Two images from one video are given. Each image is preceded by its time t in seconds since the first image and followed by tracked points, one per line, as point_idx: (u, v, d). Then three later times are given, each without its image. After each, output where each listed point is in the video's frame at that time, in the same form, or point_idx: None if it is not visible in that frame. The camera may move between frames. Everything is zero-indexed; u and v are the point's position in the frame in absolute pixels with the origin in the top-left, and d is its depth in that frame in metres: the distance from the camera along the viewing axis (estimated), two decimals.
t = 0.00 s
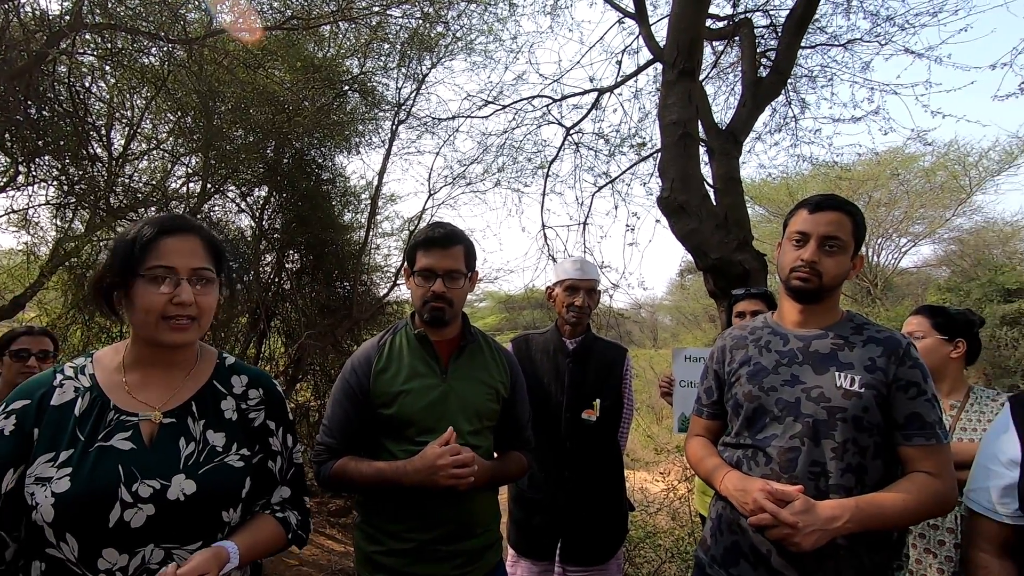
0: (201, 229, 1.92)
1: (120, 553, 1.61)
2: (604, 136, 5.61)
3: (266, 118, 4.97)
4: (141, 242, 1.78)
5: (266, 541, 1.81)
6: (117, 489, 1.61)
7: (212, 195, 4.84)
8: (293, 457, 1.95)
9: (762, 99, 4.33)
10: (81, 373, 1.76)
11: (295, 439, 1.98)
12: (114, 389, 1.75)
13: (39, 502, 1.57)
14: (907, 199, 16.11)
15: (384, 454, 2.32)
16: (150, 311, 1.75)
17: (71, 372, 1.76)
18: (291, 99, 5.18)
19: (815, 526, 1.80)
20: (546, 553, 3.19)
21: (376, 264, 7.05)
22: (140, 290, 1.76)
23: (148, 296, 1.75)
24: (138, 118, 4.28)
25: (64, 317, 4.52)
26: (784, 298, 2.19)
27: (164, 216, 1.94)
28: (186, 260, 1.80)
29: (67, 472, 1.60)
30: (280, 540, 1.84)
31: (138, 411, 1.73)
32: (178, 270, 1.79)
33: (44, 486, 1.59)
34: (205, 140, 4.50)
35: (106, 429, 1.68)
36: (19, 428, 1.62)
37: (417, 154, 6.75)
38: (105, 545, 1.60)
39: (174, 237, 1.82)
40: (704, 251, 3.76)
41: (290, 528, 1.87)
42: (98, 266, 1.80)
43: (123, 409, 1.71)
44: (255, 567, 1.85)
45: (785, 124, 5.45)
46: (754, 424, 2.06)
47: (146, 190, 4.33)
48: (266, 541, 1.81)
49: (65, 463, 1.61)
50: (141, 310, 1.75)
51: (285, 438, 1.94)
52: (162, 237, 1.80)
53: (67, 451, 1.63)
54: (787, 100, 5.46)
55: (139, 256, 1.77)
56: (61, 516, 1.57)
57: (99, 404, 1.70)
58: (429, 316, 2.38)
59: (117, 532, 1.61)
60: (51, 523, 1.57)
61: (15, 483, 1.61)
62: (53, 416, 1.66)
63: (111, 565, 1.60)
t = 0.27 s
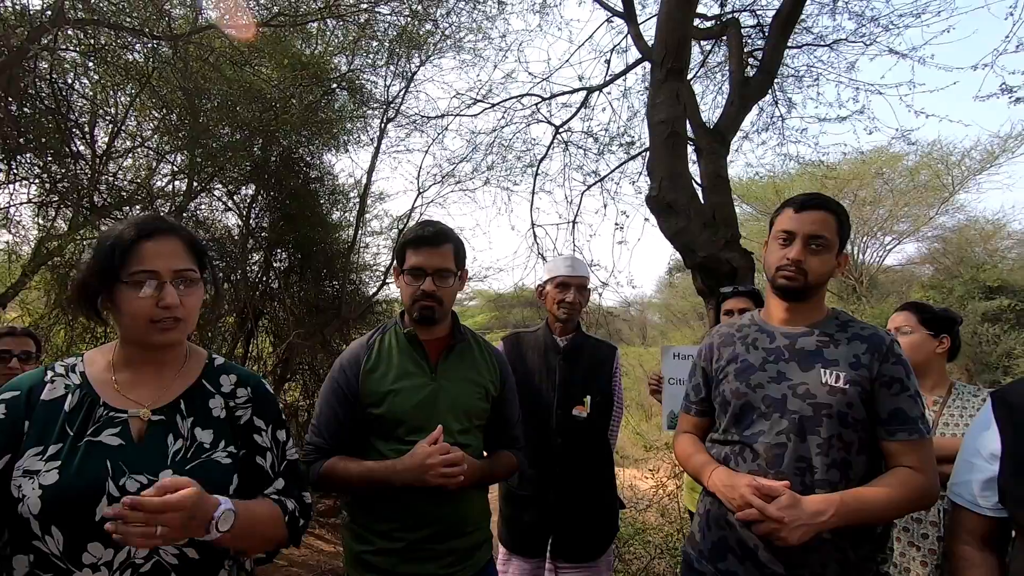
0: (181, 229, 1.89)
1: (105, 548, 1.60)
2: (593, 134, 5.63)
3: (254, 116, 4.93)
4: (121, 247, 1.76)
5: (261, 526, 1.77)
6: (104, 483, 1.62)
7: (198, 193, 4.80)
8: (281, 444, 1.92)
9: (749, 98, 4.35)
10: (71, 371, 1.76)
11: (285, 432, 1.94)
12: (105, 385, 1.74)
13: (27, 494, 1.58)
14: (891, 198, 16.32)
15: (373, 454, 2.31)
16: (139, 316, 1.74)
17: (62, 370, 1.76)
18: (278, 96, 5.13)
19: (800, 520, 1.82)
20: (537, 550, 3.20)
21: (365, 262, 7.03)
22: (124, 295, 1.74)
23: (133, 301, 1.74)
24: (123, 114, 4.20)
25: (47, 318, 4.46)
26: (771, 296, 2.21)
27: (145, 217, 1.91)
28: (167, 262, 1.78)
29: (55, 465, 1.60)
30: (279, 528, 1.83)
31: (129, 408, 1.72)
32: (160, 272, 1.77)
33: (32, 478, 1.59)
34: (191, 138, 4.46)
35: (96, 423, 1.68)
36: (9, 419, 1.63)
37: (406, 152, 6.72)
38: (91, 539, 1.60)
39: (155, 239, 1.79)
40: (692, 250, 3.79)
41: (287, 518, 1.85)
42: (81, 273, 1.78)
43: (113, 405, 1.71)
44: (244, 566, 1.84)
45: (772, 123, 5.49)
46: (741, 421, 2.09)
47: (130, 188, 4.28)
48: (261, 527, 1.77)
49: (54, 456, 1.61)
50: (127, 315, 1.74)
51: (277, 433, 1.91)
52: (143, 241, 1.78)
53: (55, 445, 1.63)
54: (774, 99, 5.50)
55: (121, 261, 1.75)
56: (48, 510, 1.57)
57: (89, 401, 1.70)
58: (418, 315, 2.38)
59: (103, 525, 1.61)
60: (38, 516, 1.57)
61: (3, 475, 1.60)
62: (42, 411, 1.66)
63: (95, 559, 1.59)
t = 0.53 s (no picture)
0: (171, 232, 1.88)
1: (93, 542, 1.60)
2: (584, 134, 5.64)
3: (242, 114, 4.90)
4: (113, 250, 1.74)
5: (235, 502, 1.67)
6: (92, 478, 1.60)
7: (185, 192, 4.76)
8: (259, 434, 1.86)
9: (738, 99, 4.38)
10: (60, 370, 1.76)
11: (266, 427, 1.89)
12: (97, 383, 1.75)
13: (16, 487, 1.57)
14: (878, 198, 16.49)
15: (364, 454, 2.31)
16: (132, 319, 1.73)
17: (51, 369, 1.75)
18: (267, 95, 5.10)
19: (790, 518, 1.84)
20: (528, 548, 3.21)
21: (355, 262, 7.01)
22: (117, 297, 1.73)
23: (125, 305, 1.73)
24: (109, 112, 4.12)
25: (32, 318, 4.40)
26: (759, 295, 2.23)
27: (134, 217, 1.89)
28: (161, 266, 1.77)
29: (45, 460, 1.60)
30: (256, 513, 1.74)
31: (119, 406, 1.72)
32: (154, 276, 1.75)
33: (22, 472, 1.58)
34: (178, 136, 4.42)
35: (84, 420, 1.67)
36: None
37: (396, 151, 6.70)
38: (79, 533, 1.59)
39: (147, 242, 1.78)
40: (681, 249, 3.81)
41: (270, 501, 1.79)
42: (72, 274, 1.76)
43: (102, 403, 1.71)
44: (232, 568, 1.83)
45: (761, 124, 5.54)
46: (730, 420, 2.10)
47: (117, 186, 4.23)
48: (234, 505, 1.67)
49: (42, 450, 1.61)
50: (121, 317, 1.73)
51: (261, 426, 1.87)
52: (135, 244, 1.76)
53: (43, 440, 1.62)
54: (762, 100, 5.54)
55: (113, 264, 1.73)
56: (36, 503, 1.57)
57: (78, 398, 1.70)
58: (408, 315, 2.37)
59: (92, 519, 1.59)
60: (26, 509, 1.56)
61: None
62: (32, 407, 1.67)
63: (83, 553, 1.59)
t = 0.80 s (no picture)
0: (140, 233, 1.85)
1: (72, 540, 1.59)
2: (573, 133, 5.65)
3: (229, 112, 4.85)
4: (75, 255, 1.74)
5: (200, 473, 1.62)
6: (71, 476, 1.59)
7: (171, 190, 4.70)
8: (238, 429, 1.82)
9: (726, 99, 4.41)
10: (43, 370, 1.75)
11: (243, 416, 1.85)
12: (76, 381, 1.74)
13: None
14: (863, 198, 16.67)
15: (352, 454, 2.30)
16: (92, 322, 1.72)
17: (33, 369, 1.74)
18: (254, 93, 5.06)
19: (778, 514, 1.85)
20: (519, 547, 3.21)
21: (344, 261, 6.97)
22: (80, 302, 1.74)
23: (87, 309, 1.73)
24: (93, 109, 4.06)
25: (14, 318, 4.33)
26: (746, 295, 2.25)
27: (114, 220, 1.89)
28: (121, 269, 1.75)
29: (24, 459, 1.59)
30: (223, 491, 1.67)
31: (97, 405, 1.71)
32: (114, 280, 1.74)
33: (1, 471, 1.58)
34: (164, 134, 4.36)
35: (64, 418, 1.66)
36: None
37: (385, 150, 6.67)
38: (58, 531, 1.58)
39: (110, 245, 1.76)
40: (670, 249, 3.83)
41: (244, 479, 1.77)
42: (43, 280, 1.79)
43: (81, 401, 1.69)
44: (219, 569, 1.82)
45: (749, 124, 5.58)
46: (719, 418, 2.12)
47: (101, 184, 4.17)
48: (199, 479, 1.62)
49: (22, 449, 1.61)
50: (82, 322, 1.74)
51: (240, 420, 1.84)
52: (98, 247, 1.75)
53: (24, 438, 1.62)
54: (749, 101, 5.58)
55: (76, 269, 1.74)
56: (14, 502, 1.56)
57: (59, 397, 1.70)
58: (397, 315, 2.37)
59: (70, 517, 1.59)
60: (5, 507, 1.56)
61: None
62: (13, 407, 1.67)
63: (62, 551, 1.58)
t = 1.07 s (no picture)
0: (121, 225, 1.83)
1: (49, 546, 1.56)
2: (561, 133, 5.66)
3: (213, 107, 4.79)
4: (54, 246, 1.70)
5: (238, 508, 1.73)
6: (48, 481, 1.57)
7: (153, 186, 4.63)
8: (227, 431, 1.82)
9: (713, 100, 4.44)
10: (11, 372, 1.72)
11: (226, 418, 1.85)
12: (47, 386, 1.71)
13: None
14: (846, 199, 16.89)
15: (338, 454, 2.28)
16: (73, 315, 1.68)
17: None
18: (238, 88, 5.00)
19: (762, 511, 1.87)
20: (504, 546, 3.21)
21: (330, 259, 6.91)
22: (59, 294, 1.69)
23: (67, 301, 1.69)
24: (72, 106, 4.03)
25: None
26: (731, 293, 2.26)
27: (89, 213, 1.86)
28: (103, 259, 1.72)
29: None
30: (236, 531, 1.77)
31: (73, 407, 1.68)
32: (96, 271, 1.71)
33: None
34: (146, 129, 4.25)
35: (38, 422, 1.63)
36: None
37: (372, 147, 6.62)
38: (35, 538, 1.56)
39: (90, 236, 1.73)
40: (657, 248, 3.85)
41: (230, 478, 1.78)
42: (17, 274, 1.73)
43: (55, 404, 1.67)
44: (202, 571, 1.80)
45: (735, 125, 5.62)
46: (704, 416, 2.13)
47: (80, 180, 4.09)
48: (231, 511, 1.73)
49: None
50: (62, 314, 1.69)
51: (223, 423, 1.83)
52: (77, 238, 1.72)
53: None
54: (735, 101, 5.62)
55: (55, 261, 1.69)
56: None
57: (29, 400, 1.67)
58: (383, 313, 2.35)
59: (47, 523, 1.56)
60: None
61: None
62: None
63: (39, 558, 1.55)
